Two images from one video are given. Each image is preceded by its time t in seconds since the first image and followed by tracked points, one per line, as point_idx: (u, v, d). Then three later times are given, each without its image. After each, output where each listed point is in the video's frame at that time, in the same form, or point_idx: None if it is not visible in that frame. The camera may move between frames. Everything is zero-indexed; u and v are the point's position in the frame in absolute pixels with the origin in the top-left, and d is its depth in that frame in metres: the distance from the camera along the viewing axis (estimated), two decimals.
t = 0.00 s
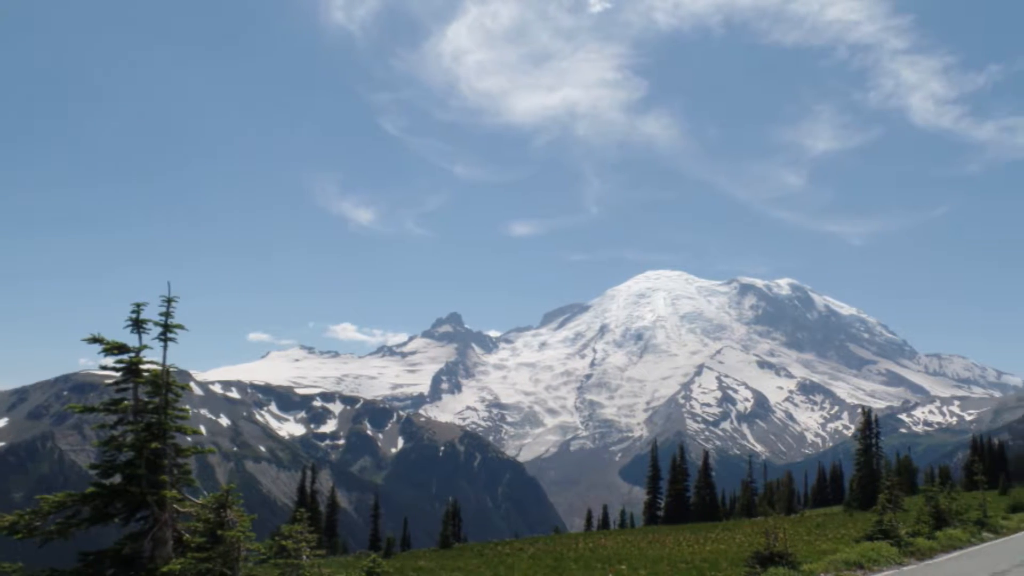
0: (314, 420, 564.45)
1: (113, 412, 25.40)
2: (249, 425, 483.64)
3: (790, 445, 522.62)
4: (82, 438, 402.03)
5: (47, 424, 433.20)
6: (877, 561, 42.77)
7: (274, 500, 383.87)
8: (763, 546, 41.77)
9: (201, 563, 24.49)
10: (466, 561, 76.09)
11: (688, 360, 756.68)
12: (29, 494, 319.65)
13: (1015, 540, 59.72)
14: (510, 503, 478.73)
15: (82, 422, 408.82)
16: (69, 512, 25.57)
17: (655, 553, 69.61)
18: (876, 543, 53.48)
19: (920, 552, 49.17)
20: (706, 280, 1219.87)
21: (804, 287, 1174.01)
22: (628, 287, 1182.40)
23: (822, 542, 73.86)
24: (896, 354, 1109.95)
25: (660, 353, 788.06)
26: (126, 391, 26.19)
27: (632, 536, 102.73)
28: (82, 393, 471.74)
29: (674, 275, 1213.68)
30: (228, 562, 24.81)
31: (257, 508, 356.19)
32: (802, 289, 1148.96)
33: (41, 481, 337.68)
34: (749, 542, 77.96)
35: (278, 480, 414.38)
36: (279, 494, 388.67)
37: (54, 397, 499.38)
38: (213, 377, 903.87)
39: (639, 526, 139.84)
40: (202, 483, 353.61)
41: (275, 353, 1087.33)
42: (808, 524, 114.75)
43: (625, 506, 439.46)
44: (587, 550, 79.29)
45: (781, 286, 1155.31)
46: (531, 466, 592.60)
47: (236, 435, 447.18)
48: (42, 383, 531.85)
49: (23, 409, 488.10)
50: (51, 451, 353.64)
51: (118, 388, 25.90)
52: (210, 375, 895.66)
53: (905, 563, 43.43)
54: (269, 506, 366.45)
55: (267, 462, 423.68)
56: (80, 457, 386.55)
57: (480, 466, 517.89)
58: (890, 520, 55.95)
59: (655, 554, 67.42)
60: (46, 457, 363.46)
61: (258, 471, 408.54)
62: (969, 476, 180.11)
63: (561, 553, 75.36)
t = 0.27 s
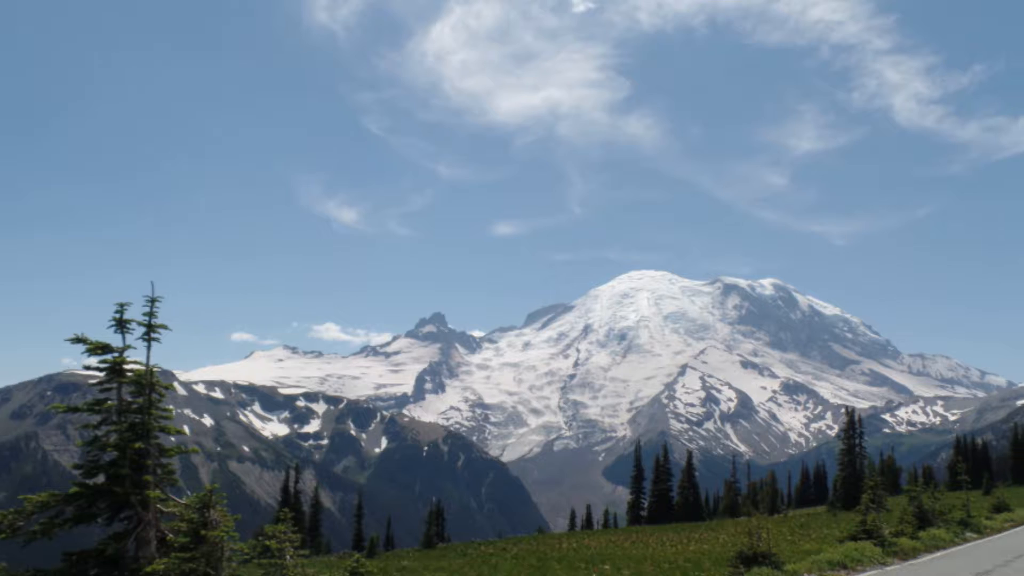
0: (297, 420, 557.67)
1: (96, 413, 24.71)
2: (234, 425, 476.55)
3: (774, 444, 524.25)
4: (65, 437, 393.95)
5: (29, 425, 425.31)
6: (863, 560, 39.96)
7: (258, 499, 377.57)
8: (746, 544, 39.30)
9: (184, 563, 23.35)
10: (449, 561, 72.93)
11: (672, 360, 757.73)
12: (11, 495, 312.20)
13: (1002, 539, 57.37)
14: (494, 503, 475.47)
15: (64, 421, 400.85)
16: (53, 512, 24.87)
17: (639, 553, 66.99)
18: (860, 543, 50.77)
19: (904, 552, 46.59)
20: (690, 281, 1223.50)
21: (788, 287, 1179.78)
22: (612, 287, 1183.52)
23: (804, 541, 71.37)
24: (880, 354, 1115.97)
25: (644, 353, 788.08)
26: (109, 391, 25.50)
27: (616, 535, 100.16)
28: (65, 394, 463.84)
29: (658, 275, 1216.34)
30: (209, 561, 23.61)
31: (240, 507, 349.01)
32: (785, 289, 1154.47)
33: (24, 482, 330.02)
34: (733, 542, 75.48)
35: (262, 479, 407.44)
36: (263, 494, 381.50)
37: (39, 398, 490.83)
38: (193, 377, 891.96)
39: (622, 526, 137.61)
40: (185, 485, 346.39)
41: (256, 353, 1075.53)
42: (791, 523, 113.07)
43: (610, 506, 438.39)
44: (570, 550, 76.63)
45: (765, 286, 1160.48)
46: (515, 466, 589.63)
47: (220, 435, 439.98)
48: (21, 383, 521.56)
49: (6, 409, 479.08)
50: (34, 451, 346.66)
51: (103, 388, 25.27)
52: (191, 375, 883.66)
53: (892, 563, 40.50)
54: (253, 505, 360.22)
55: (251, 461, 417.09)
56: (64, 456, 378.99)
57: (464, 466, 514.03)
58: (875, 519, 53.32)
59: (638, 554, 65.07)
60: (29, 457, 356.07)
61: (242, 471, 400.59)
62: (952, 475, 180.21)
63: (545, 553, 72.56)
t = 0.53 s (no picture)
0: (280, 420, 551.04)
1: (80, 412, 25.35)
2: (217, 425, 469.55)
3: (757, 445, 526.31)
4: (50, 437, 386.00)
5: (10, 425, 416.59)
6: (845, 559, 38.03)
7: (242, 499, 371.89)
8: (729, 544, 36.95)
9: (165, 560, 24.00)
10: (432, 561, 70.42)
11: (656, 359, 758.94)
12: None
13: (987, 539, 55.37)
14: (478, 503, 472.69)
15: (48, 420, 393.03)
16: (38, 511, 25.48)
17: (622, 553, 64.70)
18: (842, 543, 48.48)
19: (882, 551, 44.76)
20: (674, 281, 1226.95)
21: (771, 287, 1187.22)
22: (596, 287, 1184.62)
23: (789, 541, 69.12)
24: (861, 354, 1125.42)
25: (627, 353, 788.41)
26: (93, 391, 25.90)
27: (598, 535, 97.78)
28: (46, 394, 455.34)
29: (642, 276, 1218.96)
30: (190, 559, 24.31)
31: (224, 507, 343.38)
32: (769, 289, 1161.06)
33: (5, 482, 322.34)
34: (715, 543, 73.19)
35: (246, 479, 401.09)
36: (247, 494, 374.38)
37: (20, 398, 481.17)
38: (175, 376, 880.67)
39: (605, 526, 134.84)
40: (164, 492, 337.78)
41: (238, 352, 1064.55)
42: (776, 523, 110.93)
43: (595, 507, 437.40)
44: (554, 550, 74.13)
45: (748, 286, 1166.39)
46: (499, 466, 587.29)
47: (203, 435, 433.16)
48: None
49: None
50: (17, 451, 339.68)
51: (87, 391, 25.97)
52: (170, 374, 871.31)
53: (877, 562, 38.43)
54: (237, 505, 354.50)
55: (235, 461, 410.48)
56: (47, 455, 371.67)
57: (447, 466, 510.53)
58: (858, 519, 50.97)
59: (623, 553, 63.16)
60: (10, 457, 348.09)
61: (225, 471, 392.45)
62: (941, 474, 179.53)
63: (527, 553, 70.10)
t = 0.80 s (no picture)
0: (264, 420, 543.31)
1: (63, 412, 25.09)
2: (201, 425, 461.13)
3: (741, 445, 528.17)
4: (32, 437, 376.28)
5: None
6: (828, 559, 35.63)
7: (224, 500, 363.70)
8: (711, 544, 34.16)
9: (150, 563, 23.75)
10: (415, 561, 67.59)
11: (639, 359, 759.83)
12: None
13: (976, 538, 52.81)
14: (461, 503, 469.10)
15: (31, 420, 383.84)
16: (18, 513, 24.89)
17: (606, 554, 62.22)
18: (824, 543, 46.00)
19: (865, 552, 42.42)
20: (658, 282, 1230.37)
21: (755, 288, 1193.27)
22: (581, 287, 1185.50)
23: (771, 541, 67.35)
24: (844, 353, 1132.81)
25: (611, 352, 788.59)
26: (78, 390, 25.94)
27: (581, 535, 95.53)
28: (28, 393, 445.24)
29: (627, 276, 1221.10)
30: (176, 560, 23.93)
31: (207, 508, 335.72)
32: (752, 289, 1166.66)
33: None
34: (699, 542, 71.22)
35: (229, 479, 392.59)
36: (230, 494, 367.09)
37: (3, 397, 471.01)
38: (155, 376, 867.60)
39: (587, 526, 132.47)
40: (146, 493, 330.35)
41: (220, 352, 1052.35)
42: (760, 523, 108.88)
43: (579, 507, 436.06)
44: (536, 551, 71.44)
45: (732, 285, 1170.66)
46: (482, 465, 584.91)
47: (187, 434, 425.02)
48: None
49: None
50: None
51: (70, 388, 25.72)
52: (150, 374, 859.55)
53: (862, 563, 36.03)
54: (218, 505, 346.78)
55: (218, 461, 401.93)
56: (29, 456, 363.35)
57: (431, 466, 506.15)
58: (841, 518, 48.27)
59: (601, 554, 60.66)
60: None
61: (209, 471, 384.31)
62: (924, 474, 179.45)
63: (512, 553, 67.16)
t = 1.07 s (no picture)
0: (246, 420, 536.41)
1: (47, 413, 24.64)
2: (184, 426, 451.73)
3: (724, 445, 530.33)
4: (14, 437, 367.23)
5: None
6: (806, 557, 33.82)
7: (209, 501, 355.37)
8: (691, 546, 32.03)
9: (133, 562, 23.43)
10: (399, 561, 64.89)
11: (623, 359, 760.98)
12: None
13: (961, 538, 51.17)
14: (444, 503, 466.08)
15: (11, 420, 375.27)
16: None
17: (590, 553, 59.85)
18: (806, 543, 43.74)
19: (847, 550, 40.72)
20: (642, 281, 1233.47)
21: (737, 287, 1199.40)
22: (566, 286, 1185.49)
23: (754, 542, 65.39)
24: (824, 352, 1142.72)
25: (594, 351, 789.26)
26: (60, 390, 25.60)
27: (566, 536, 93.11)
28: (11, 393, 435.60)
29: (612, 276, 1223.09)
30: (157, 560, 23.63)
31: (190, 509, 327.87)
32: (735, 289, 1173.09)
33: None
34: (682, 542, 69.12)
35: (213, 480, 384.35)
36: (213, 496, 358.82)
37: None
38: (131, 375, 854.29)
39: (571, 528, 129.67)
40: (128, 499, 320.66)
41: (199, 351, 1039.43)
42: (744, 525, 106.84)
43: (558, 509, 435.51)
44: (520, 551, 68.92)
45: (716, 285, 1176.23)
46: (465, 467, 582.99)
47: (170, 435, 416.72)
48: None
49: None
50: None
51: (51, 388, 25.33)
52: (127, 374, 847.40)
53: (845, 563, 33.88)
54: (201, 506, 338.38)
55: (201, 462, 392.77)
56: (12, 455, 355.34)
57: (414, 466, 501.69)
58: (824, 517, 45.74)
59: (550, 555, 59.04)
60: None
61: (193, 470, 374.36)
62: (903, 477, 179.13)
63: (496, 553, 64.67)
